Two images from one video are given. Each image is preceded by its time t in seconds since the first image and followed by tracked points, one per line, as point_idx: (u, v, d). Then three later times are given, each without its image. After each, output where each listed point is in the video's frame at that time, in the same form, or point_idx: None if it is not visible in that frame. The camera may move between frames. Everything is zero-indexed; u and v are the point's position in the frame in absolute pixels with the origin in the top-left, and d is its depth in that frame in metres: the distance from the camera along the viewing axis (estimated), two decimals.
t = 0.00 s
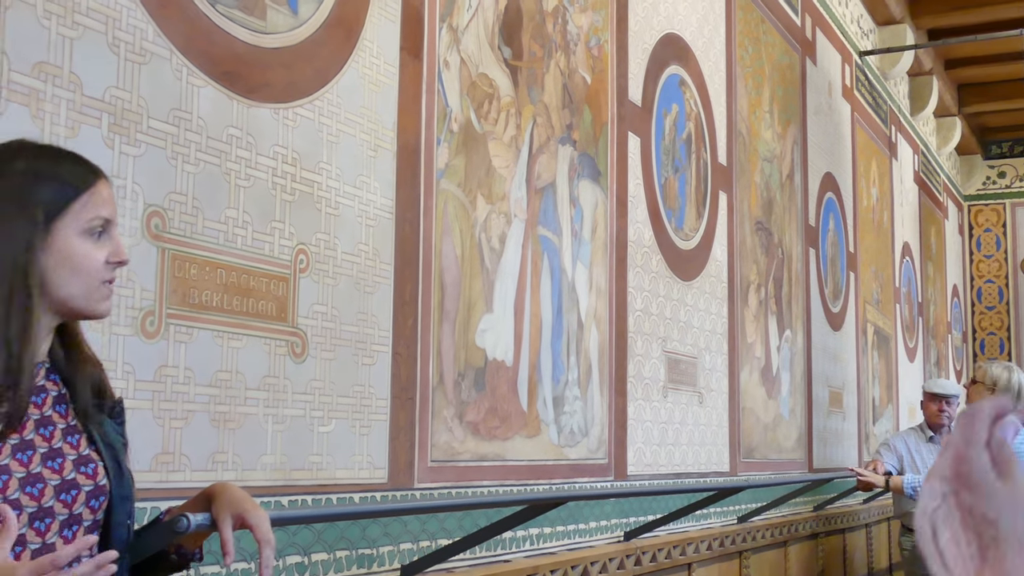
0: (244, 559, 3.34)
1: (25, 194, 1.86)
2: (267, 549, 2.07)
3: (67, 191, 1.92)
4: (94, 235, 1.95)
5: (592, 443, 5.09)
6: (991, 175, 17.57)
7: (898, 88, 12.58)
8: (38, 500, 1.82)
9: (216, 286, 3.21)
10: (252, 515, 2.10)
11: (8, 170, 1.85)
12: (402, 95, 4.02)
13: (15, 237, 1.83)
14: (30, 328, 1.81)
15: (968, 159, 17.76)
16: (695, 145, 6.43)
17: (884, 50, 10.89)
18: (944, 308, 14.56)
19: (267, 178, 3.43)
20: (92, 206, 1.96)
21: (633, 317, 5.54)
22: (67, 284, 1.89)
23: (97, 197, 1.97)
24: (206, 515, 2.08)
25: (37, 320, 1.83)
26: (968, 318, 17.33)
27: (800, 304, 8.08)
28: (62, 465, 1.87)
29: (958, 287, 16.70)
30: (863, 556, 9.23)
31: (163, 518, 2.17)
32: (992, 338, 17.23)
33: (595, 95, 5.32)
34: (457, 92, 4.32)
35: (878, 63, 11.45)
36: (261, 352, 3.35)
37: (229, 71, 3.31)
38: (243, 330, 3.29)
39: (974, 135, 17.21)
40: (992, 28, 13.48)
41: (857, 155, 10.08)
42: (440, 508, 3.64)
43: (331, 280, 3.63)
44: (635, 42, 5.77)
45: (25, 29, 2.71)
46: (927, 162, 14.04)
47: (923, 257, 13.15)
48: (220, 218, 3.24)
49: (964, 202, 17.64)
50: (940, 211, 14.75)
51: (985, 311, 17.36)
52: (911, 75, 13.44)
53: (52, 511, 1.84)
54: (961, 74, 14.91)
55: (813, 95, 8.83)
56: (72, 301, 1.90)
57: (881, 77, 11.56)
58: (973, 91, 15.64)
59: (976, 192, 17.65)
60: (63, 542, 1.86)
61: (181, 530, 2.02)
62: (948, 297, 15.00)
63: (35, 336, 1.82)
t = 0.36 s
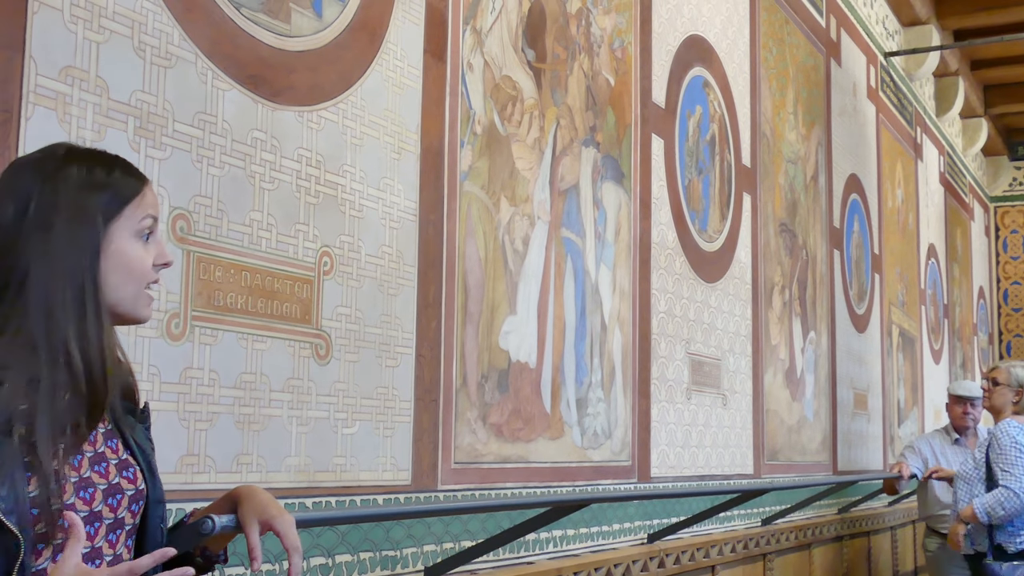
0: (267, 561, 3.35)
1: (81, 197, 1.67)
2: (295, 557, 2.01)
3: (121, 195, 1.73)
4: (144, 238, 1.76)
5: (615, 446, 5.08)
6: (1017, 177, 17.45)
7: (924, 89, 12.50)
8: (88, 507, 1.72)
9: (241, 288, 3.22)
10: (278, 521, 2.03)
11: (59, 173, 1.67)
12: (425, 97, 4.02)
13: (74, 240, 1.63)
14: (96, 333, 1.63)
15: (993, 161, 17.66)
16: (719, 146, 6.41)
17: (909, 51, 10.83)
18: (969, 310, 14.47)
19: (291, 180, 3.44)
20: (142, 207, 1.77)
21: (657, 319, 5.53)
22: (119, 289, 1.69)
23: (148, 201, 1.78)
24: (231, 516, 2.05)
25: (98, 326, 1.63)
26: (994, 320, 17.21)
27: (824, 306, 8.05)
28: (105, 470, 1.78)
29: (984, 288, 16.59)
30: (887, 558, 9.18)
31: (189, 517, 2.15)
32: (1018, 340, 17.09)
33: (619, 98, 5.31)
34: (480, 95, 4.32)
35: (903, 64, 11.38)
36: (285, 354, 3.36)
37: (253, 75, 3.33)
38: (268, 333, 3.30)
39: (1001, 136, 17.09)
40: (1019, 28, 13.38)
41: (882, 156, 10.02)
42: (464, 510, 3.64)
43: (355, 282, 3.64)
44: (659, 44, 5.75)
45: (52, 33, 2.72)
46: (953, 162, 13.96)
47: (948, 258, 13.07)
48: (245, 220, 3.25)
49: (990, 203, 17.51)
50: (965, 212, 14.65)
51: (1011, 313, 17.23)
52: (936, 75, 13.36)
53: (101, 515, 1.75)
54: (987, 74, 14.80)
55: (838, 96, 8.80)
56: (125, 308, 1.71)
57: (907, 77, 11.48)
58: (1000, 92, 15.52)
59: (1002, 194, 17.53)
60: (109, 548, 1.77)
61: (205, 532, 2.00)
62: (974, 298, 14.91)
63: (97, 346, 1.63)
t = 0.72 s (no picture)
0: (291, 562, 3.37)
1: (112, 203, 1.64)
2: (319, 560, 1.97)
3: (148, 197, 1.70)
4: (173, 237, 1.75)
5: (636, 447, 5.08)
6: None
7: (946, 89, 12.43)
8: (127, 508, 1.72)
9: (263, 289, 3.23)
10: (302, 524, 1.99)
11: (87, 178, 1.63)
12: (446, 99, 4.03)
13: (106, 246, 1.60)
14: (131, 335, 1.61)
15: (1016, 162, 17.54)
16: (740, 147, 6.41)
17: (931, 51, 10.77)
18: (993, 311, 14.38)
19: (313, 182, 3.45)
20: (170, 208, 1.75)
21: (678, 320, 5.52)
22: (155, 287, 1.69)
23: (174, 200, 1.75)
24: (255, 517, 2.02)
25: (133, 329, 1.62)
26: (1018, 322, 17.10)
27: (846, 307, 8.02)
28: (142, 471, 1.79)
29: (1009, 289, 16.49)
30: (910, 561, 9.14)
31: (210, 519, 2.10)
32: None
33: (640, 98, 5.31)
34: (501, 96, 4.33)
35: (925, 65, 11.32)
36: (308, 356, 3.38)
37: (275, 77, 3.34)
38: (290, 334, 3.32)
39: None
40: None
41: (904, 157, 9.98)
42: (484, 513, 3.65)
43: (376, 284, 3.65)
44: (680, 45, 5.75)
45: (77, 37, 2.74)
46: (976, 163, 13.87)
47: (971, 259, 13.00)
48: (267, 222, 3.27)
49: (1014, 204, 17.39)
50: (988, 212, 14.56)
51: None
52: (958, 76, 13.29)
53: (141, 515, 1.75)
54: (1010, 75, 14.71)
55: (859, 96, 8.76)
56: (158, 305, 1.70)
57: (929, 78, 11.41)
58: None
59: None
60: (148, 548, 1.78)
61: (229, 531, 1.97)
62: (997, 299, 14.83)
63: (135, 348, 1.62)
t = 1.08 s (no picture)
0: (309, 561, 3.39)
1: (145, 205, 1.65)
2: (340, 559, 2.00)
3: (174, 203, 1.72)
4: (194, 238, 1.77)
5: (654, 447, 5.07)
6: None
7: (966, 89, 12.35)
8: (152, 506, 1.74)
9: (282, 290, 3.25)
10: (324, 524, 2.01)
11: (121, 179, 1.64)
12: (465, 100, 4.04)
13: (139, 249, 1.62)
14: (159, 338, 1.63)
15: None
16: (758, 147, 6.39)
17: (952, 50, 10.70)
18: (1013, 312, 14.30)
19: (332, 183, 3.47)
20: (192, 212, 1.77)
21: (696, 321, 5.52)
22: (177, 290, 1.72)
23: (195, 204, 1.77)
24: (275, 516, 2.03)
25: (161, 332, 1.64)
26: None
27: (865, 308, 7.99)
28: (165, 470, 1.80)
29: None
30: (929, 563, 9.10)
31: (229, 517, 2.11)
32: None
33: (658, 99, 5.30)
34: (519, 96, 4.33)
35: (945, 64, 11.25)
36: (326, 356, 3.39)
37: (294, 78, 3.35)
38: (309, 335, 3.33)
39: None
40: None
41: (923, 157, 9.93)
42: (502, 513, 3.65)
43: (394, 284, 3.66)
44: (698, 45, 5.74)
45: (98, 39, 2.76)
46: (996, 162, 13.79)
47: (991, 259, 12.92)
48: (286, 223, 3.28)
49: None
50: (1008, 212, 14.47)
51: None
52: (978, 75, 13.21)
53: (164, 515, 1.77)
54: None
55: (879, 96, 8.72)
56: (181, 305, 1.74)
57: (949, 78, 11.34)
58: None
59: None
60: (171, 547, 1.79)
61: (248, 532, 1.99)
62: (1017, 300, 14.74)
63: (161, 350, 1.63)
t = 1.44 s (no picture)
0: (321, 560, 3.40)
1: (171, 212, 1.65)
2: (356, 555, 2.01)
3: (201, 209, 1.71)
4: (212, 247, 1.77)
5: (665, 448, 5.07)
6: None
7: (980, 88, 12.31)
8: (165, 506, 1.74)
9: (295, 291, 3.25)
10: (338, 521, 2.01)
11: (149, 185, 1.64)
12: (477, 100, 4.04)
13: (162, 254, 1.61)
14: (179, 340, 1.62)
15: None
16: (771, 147, 6.39)
17: (965, 49, 10.67)
18: None
19: (345, 184, 3.47)
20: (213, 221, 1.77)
21: (708, 321, 5.51)
22: (196, 296, 1.71)
23: (217, 212, 1.77)
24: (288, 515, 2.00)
25: (182, 337, 1.63)
26: None
27: (877, 308, 7.98)
28: (176, 469, 1.81)
29: None
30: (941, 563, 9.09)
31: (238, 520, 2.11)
32: None
33: (671, 99, 5.29)
34: (531, 97, 4.33)
35: (958, 63, 11.21)
36: (338, 356, 3.39)
37: (308, 79, 3.35)
38: (322, 335, 3.33)
39: None
40: None
41: (936, 156, 9.90)
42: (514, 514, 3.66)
43: (407, 285, 3.66)
44: (711, 45, 5.73)
45: (112, 40, 2.76)
46: (1010, 162, 13.73)
47: (1004, 258, 12.88)
48: (299, 224, 3.28)
49: None
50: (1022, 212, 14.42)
51: None
52: (992, 75, 13.17)
53: (175, 514, 1.77)
54: None
55: (892, 95, 8.70)
56: (195, 311, 1.72)
57: (962, 77, 11.30)
58: None
59: None
60: (178, 545, 1.79)
61: (261, 531, 1.94)
62: None
63: (181, 353, 1.62)
